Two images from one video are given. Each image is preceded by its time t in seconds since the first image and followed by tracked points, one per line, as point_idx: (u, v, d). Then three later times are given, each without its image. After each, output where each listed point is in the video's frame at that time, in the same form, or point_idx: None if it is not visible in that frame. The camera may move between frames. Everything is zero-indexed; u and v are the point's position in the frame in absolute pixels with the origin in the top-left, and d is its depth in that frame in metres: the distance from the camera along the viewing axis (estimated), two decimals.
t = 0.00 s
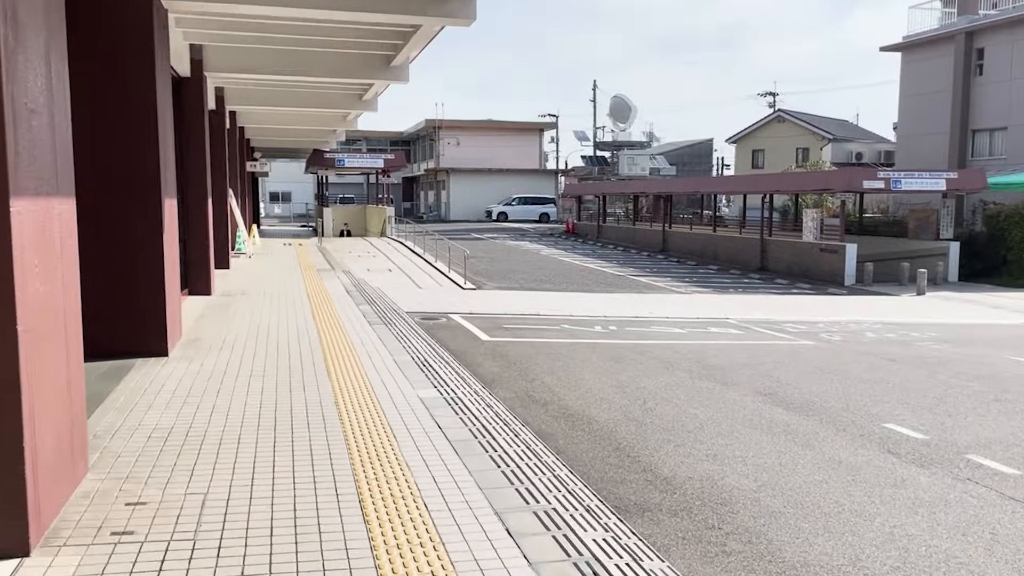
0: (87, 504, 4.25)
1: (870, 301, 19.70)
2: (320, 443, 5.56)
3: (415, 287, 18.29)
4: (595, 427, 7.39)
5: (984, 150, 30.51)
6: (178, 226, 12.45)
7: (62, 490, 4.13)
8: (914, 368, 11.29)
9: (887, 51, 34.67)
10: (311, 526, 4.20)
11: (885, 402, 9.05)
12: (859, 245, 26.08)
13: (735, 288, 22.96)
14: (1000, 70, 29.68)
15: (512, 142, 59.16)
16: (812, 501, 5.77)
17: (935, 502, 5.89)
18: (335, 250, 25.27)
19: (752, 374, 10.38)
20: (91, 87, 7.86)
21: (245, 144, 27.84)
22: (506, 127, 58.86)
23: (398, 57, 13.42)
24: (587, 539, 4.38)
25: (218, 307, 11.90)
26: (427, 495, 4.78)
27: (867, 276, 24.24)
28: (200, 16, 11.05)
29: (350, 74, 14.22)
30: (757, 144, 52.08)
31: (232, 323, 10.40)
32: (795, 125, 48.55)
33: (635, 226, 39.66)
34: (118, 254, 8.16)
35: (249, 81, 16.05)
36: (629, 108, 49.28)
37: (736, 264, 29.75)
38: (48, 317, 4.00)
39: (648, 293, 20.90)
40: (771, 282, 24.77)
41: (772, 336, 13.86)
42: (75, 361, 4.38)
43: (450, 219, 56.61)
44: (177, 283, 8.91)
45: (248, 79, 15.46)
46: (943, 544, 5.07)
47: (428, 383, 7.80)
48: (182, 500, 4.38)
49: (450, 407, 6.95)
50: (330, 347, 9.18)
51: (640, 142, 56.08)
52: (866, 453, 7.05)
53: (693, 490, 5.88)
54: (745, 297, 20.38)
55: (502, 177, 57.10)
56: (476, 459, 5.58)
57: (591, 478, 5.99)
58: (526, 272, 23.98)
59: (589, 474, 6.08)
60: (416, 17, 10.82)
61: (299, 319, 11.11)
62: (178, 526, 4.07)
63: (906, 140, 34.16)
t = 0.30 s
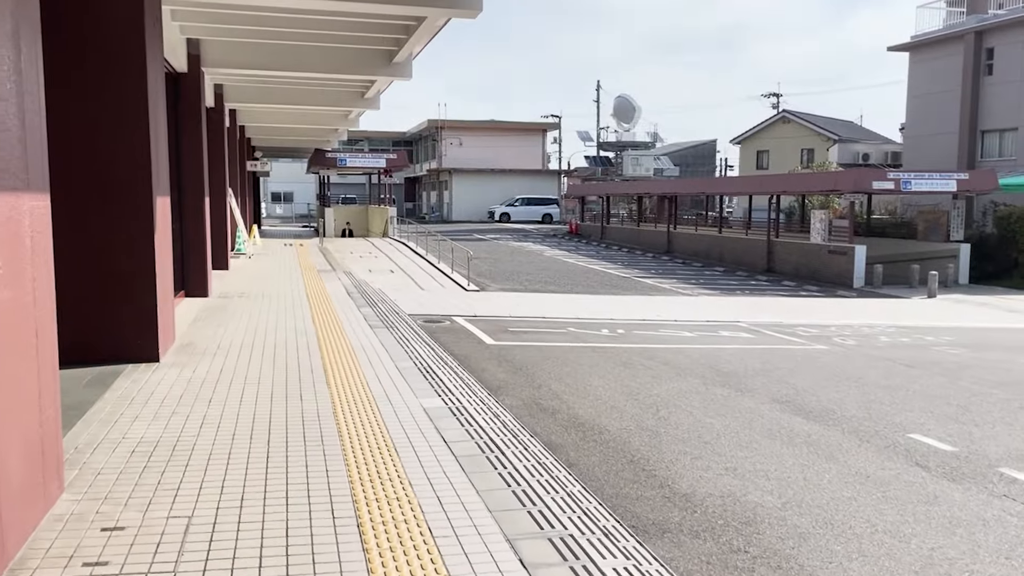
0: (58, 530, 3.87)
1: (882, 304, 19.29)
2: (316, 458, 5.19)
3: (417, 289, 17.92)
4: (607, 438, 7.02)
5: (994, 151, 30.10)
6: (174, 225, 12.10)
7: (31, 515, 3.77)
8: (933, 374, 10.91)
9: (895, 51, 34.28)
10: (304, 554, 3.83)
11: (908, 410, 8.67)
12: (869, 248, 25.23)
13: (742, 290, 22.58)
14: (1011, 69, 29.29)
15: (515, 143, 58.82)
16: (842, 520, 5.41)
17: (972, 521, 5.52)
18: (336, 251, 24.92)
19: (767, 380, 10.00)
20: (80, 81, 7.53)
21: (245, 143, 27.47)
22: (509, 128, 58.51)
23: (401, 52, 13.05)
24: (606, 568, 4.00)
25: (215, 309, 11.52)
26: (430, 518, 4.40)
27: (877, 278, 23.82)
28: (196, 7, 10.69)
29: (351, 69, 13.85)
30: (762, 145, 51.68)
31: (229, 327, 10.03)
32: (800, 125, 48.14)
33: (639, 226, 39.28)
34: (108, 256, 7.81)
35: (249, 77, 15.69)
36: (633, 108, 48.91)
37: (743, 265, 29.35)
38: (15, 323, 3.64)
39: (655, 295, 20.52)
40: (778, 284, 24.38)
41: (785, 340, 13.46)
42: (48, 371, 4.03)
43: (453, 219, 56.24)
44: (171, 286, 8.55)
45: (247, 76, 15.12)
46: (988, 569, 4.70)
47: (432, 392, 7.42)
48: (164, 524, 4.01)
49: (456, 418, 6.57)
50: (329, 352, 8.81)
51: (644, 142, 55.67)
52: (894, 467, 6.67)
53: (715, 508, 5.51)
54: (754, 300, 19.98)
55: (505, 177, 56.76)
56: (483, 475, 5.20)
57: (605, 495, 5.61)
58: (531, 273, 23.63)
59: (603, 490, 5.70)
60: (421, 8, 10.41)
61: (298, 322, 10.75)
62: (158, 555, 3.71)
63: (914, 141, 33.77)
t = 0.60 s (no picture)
0: (27, 569, 3.53)
1: (896, 307, 18.89)
2: (313, 482, 4.83)
3: (421, 293, 17.57)
4: (621, 453, 6.65)
5: (1006, 151, 29.67)
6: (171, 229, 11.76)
7: None
8: (955, 382, 10.53)
9: (904, 50, 33.85)
10: None
11: (935, 422, 8.29)
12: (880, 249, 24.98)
13: (752, 293, 22.20)
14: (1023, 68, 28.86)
15: (520, 144, 58.49)
16: (876, 546, 5.05)
17: (1017, 547, 5.14)
18: (339, 253, 24.58)
19: (784, 389, 9.64)
20: (69, 80, 7.23)
21: (247, 144, 27.16)
22: (514, 128, 58.17)
23: (404, 50, 12.73)
24: None
25: (212, 314, 11.17)
26: (436, 553, 4.04)
27: (888, 280, 23.37)
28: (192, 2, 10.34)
29: (353, 68, 13.53)
30: (769, 145, 51.28)
31: (227, 333, 9.69)
32: (808, 125, 47.72)
33: (646, 228, 38.89)
34: (98, 262, 7.49)
35: (249, 77, 15.38)
36: (639, 108, 48.53)
37: (751, 268, 28.96)
38: None
39: (663, 299, 20.14)
40: (788, 286, 23.99)
41: (800, 346, 13.08)
42: (17, 393, 3.71)
43: (457, 221, 55.91)
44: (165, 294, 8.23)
45: (247, 74, 14.77)
46: None
47: (437, 405, 7.06)
48: (143, 560, 3.67)
49: (463, 434, 6.20)
50: (329, 361, 8.45)
51: (650, 143, 55.27)
52: (926, 485, 6.29)
53: (740, 533, 5.14)
54: (765, 303, 19.58)
55: (509, 178, 56.42)
56: (493, 499, 4.83)
57: (623, 518, 5.25)
58: (537, 275, 23.27)
59: (619, 513, 5.34)
60: (426, 3, 10.04)
61: (299, 329, 10.41)
62: None
63: (924, 141, 33.34)
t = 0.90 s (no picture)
0: None
1: (912, 306, 18.46)
2: (307, 501, 4.47)
3: (426, 293, 17.20)
4: (638, 464, 6.27)
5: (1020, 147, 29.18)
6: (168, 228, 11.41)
7: None
8: (982, 385, 10.11)
9: (915, 45, 33.37)
10: None
11: (966, 429, 7.89)
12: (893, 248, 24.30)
13: (763, 292, 21.78)
14: None
15: (525, 142, 58.11)
16: (918, 567, 4.66)
17: None
18: (344, 253, 24.22)
19: (805, 393, 9.24)
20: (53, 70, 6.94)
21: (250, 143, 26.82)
22: (519, 127, 57.79)
23: (408, 43, 12.38)
24: None
25: (211, 316, 10.81)
26: None
27: (902, 278, 22.94)
28: None
29: (355, 62, 13.18)
30: (776, 142, 50.80)
31: (224, 336, 9.30)
32: (816, 122, 47.21)
33: (653, 226, 38.45)
34: (84, 263, 7.15)
35: (249, 72, 15.04)
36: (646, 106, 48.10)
37: (761, 266, 28.52)
38: None
39: (673, 298, 19.74)
40: (800, 285, 23.57)
41: (817, 347, 12.66)
42: None
43: (462, 220, 55.54)
44: (156, 295, 7.87)
45: (247, 69, 14.42)
46: None
47: (443, 414, 6.64)
48: None
49: (471, 446, 5.79)
50: (329, 366, 8.04)
51: (658, 140, 54.79)
52: (965, 498, 5.90)
53: (771, 553, 4.75)
54: (778, 302, 19.16)
55: (515, 177, 56.04)
56: (504, 520, 4.44)
57: (644, 538, 4.85)
58: (544, 275, 22.89)
59: (640, 531, 4.95)
60: None
61: (298, 331, 10.02)
62: None
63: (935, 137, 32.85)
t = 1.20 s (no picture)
0: None
1: (928, 305, 18.05)
2: (304, 531, 4.11)
3: (432, 293, 16.85)
4: (660, 480, 5.89)
5: None
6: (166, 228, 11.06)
7: None
8: (1011, 389, 9.71)
9: (926, 39, 32.87)
10: None
11: (1000, 438, 7.50)
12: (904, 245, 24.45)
13: (775, 291, 21.38)
14: None
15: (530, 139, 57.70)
16: None
17: None
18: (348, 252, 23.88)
19: (828, 398, 8.87)
20: (41, 62, 6.62)
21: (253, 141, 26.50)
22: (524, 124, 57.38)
23: (413, 36, 12.00)
24: None
25: (209, 320, 10.44)
26: None
27: (916, 276, 22.52)
28: None
29: (358, 56, 12.82)
30: (783, 138, 50.32)
31: (222, 341, 8.93)
32: (824, 118, 46.71)
33: (660, 224, 38.04)
34: (72, 264, 6.78)
35: (249, 68, 14.67)
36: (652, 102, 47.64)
37: (771, 264, 28.10)
38: None
39: (683, 297, 19.35)
40: (811, 284, 23.15)
41: (835, 349, 12.28)
42: None
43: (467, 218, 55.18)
44: (149, 300, 7.52)
45: (247, 64, 14.06)
46: None
47: (451, 427, 6.25)
48: None
49: (483, 464, 5.39)
50: (331, 373, 7.65)
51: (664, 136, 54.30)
52: (1010, 516, 5.51)
53: None
54: (790, 302, 18.76)
55: (520, 174, 55.66)
56: (521, 552, 4.05)
57: (670, 567, 4.47)
58: (551, 274, 22.52)
59: (665, 559, 4.57)
60: None
61: (300, 335, 9.66)
62: None
63: (947, 132, 32.36)
